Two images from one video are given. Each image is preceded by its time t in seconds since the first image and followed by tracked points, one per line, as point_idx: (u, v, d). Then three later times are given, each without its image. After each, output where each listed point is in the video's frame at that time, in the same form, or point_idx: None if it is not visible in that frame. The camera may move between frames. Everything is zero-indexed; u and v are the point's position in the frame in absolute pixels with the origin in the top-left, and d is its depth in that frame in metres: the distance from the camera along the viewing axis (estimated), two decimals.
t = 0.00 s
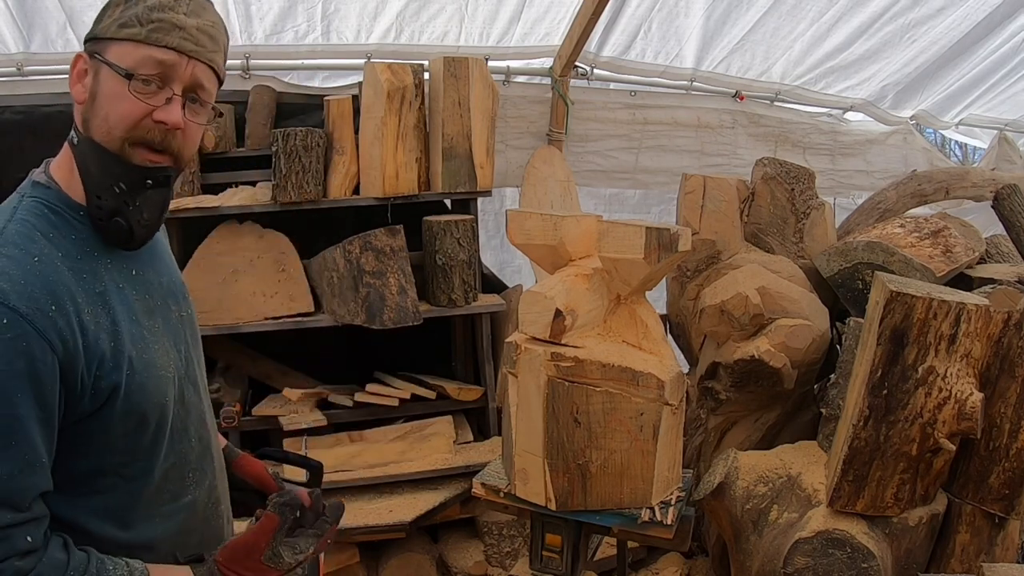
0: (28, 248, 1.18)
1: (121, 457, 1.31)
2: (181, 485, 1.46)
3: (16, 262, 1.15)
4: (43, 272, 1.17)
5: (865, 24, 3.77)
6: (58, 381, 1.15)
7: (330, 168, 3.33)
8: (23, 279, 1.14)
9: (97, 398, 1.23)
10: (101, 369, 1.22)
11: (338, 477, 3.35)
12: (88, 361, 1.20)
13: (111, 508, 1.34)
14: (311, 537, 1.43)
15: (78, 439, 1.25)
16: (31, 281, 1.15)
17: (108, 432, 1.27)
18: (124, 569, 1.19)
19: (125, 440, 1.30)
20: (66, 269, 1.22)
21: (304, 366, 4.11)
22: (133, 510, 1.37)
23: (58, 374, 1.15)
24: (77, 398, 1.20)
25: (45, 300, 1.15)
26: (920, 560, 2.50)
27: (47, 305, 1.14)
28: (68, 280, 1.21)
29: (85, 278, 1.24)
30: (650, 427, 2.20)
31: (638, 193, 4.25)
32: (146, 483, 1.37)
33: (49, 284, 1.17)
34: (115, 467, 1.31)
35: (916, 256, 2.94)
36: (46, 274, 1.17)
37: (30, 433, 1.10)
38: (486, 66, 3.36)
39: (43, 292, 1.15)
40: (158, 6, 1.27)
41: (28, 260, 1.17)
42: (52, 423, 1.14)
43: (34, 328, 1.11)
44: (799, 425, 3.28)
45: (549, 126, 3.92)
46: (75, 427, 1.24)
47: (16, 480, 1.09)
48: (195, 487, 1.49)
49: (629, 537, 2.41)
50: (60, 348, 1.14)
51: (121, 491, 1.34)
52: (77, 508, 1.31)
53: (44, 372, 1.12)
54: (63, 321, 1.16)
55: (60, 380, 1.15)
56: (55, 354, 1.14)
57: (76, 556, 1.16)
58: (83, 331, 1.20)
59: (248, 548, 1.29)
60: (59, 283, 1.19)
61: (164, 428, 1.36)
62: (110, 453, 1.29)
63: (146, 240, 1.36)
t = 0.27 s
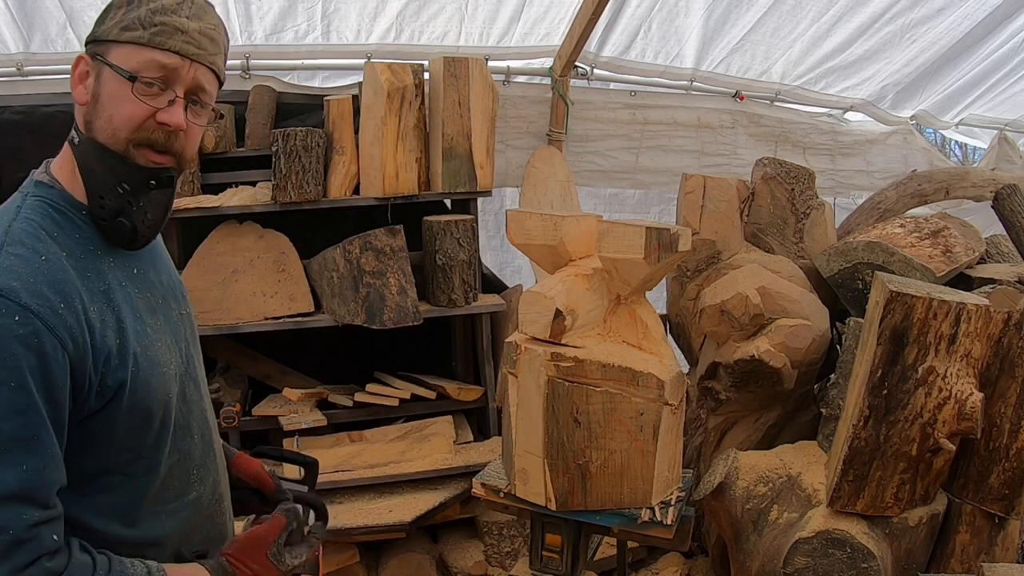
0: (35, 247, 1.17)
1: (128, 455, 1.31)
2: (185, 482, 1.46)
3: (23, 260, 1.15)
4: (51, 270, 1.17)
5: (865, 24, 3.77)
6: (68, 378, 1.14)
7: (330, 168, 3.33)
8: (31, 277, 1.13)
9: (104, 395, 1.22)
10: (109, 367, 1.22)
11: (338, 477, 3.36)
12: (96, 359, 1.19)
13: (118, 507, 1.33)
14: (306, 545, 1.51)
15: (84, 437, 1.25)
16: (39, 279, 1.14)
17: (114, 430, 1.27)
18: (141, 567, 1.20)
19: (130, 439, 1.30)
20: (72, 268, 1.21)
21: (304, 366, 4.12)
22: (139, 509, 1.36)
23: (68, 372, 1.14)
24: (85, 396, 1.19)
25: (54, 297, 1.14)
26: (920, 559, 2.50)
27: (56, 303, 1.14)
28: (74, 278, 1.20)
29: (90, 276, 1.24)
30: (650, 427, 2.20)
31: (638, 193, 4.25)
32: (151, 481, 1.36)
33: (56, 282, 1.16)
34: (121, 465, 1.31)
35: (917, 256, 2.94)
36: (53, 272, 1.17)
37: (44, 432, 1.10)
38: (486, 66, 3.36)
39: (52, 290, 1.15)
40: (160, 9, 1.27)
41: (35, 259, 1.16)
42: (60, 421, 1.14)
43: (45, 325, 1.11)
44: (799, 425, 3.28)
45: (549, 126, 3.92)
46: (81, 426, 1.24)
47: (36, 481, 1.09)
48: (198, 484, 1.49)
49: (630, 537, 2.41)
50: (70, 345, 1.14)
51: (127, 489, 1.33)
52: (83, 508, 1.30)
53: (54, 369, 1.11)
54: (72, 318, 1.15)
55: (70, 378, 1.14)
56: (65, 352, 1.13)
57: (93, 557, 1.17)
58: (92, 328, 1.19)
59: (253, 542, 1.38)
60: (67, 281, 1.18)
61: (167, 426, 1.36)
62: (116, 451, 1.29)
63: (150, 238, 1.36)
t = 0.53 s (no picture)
0: (27, 247, 1.18)
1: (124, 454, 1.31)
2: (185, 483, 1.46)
3: (15, 259, 1.15)
4: (43, 269, 1.17)
5: (865, 24, 3.77)
6: (64, 377, 1.14)
7: (330, 168, 3.33)
8: (23, 276, 1.14)
9: (99, 395, 1.22)
10: (104, 367, 1.22)
11: (338, 477, 3.36)
12: (91, 358, 1.20)
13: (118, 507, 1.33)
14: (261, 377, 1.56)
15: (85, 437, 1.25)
16: (31, 278, 1.15)
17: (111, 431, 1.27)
18: (125, 492, 1.19)
19: (127, 438, 1.30)
20: (66, 267, 1.22)
21: (304, 366, 4.12)
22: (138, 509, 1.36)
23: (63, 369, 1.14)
24: (82, 396, 1.19)
25: (46, 294, 1.15)
26: (920, 559, 2.50)
27: (48, 300, 1.14)
28: (68, 277, 1.21)
29: (84, 276, 1.24)
30: (650, 427, 2.20)
31: (638, 193, 4.25)
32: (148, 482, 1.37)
33: (49, 281, 1.17)
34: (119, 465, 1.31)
35: (916, 256, 2.94)
36: (45, 271, 1.17)
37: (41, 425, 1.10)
38: (486, 66, 3.36)
39: (43, 288, 1.15)
40: None
41: (26, 258, 1.17)
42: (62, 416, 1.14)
43: (37, 322, 1.11)
44: (799, 426, 3.28)
45: (549, 126, 3.92)
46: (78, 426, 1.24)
47: (28, 456, 1.09)
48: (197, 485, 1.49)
49: (630, 537, 2.40)
50: (64, 343, 1.14)
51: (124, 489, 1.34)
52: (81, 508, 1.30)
53: (49, 365, 1.11)
54: (65, 316, 1.16)
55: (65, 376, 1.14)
56: (59, 350, 1.13)
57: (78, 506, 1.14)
58: (86, 327, 1.20)
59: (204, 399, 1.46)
60: (59, 280, 1.19)
61: (166, 426, 1.36)
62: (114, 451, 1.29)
63: (149, 235, 1.36)
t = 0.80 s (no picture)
0: (21, 238, 1.19)
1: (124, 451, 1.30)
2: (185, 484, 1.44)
3: (8, 249, 1.16)
4: (36, 259, 1.18)
5: (865, 24, 3.77)
6: (60, 368, 1.13)
7: (330, 168, 3.33)
8: (14, 265, 1.14)
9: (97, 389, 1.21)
10: (101, 361, 1.21)
11: (338, 477, 3.36)
12: (88, 348, 1.19)
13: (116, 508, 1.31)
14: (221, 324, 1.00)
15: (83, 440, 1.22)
16: (22, 267, 1.15)
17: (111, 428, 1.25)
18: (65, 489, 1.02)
19: (124, 434, 1.29)
20: (60, 259, 1.22)
21: (304, 366, 4.11)
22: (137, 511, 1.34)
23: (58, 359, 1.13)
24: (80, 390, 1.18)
25: (38, 283, 1.15)
26: (919, 559, 2.50)
27: (40, 288, 1.15)
28: (62, 267, 1.21)
29: (80, 268, 1.25)
30: (650, 427, 2.20)
31: (638, 194, 4.25)
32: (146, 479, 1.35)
33: (41, 271, 1.17)
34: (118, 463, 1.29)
35: (917, 256, 2.94)
36: (38, 260, 1.18)
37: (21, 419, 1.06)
38: (486, 66, 3.36)
39: (35, 277, 1.15)
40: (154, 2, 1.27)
41: (19, 248, 1.17)
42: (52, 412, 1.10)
43: (29, 311, 1.11)
44: (799, 425, 3.28)
45: (549, 126, 3.92)
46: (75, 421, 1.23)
47: None
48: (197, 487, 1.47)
49: (630, 537, 2.40)
50: (57, 332, 1.14)
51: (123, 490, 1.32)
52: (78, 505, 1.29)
53: (41, 354, 1.10)
54: (57, 305, 1.16)
55: (62, 367, 1.13)
56: (53, 339, 1.13)
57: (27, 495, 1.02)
58: (81, 318, 1.19)
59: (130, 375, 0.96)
60: (52, 271, 1.19)
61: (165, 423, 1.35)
62: (112, 447, 1.28)
63: (145, 233, 1.36)
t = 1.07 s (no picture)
0: (15, 254, 1.20)
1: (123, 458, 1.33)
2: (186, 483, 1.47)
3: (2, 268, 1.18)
4: (30, 278, 1.20)
5: (865, 24, 3.77)
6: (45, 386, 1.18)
7: (330, 168, 3.33)
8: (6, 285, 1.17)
9: (92, 401, 1.25)
10: (95, 375, 1.24)
11: (338, 477, 3.36)
12: (80, 365, 1.22)
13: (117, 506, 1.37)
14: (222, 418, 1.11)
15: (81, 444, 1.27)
16: (16, 286, 1.17)
17: (107, 435, 1.29)
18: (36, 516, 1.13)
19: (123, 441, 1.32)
20: (57, 273, 1.23)
21: (304, 366, 4.12)
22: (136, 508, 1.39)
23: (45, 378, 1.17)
24: (71, 404, 1.22)
25: (30, 304, 1.18)
26: (919, 559, 2.50)
27: (32, 307, 1.18)
28: (57, 283, 1.22)
29: (77, 279, 1.26)
30: (650, 427, 2.20)
31: (638, 194, 4.25)
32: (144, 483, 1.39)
33: (34, 290, 1.19)
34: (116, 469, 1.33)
35: (917, 256, 2.94)
36: (31, 278, 1.20)
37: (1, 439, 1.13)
38: (486, 66, 3.36)
39: (28, 298, 1.18)
40: (164, 10, 1.27)
41: (13, 266, 1.19)
42: (32, 434, 1.16)
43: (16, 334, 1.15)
44: (799, 425, 3.28)
45: (549, 126, 3.92)
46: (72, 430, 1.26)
47: None
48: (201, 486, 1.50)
49: (630, 537, 2.41)
50: (45, 354, 1.18)
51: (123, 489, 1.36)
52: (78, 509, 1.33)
53: (23, 378, 1.15)
54: (47, 326, 1.19)
55: (48, 387, 1.18)
56: (39, 362, 1.17)
57: None
58: (73, 335, 1.22)
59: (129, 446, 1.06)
60: (47, 287, 1.21)
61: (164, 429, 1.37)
62: (109, 454, 1.31)
63: (148, 243, 1.37)
